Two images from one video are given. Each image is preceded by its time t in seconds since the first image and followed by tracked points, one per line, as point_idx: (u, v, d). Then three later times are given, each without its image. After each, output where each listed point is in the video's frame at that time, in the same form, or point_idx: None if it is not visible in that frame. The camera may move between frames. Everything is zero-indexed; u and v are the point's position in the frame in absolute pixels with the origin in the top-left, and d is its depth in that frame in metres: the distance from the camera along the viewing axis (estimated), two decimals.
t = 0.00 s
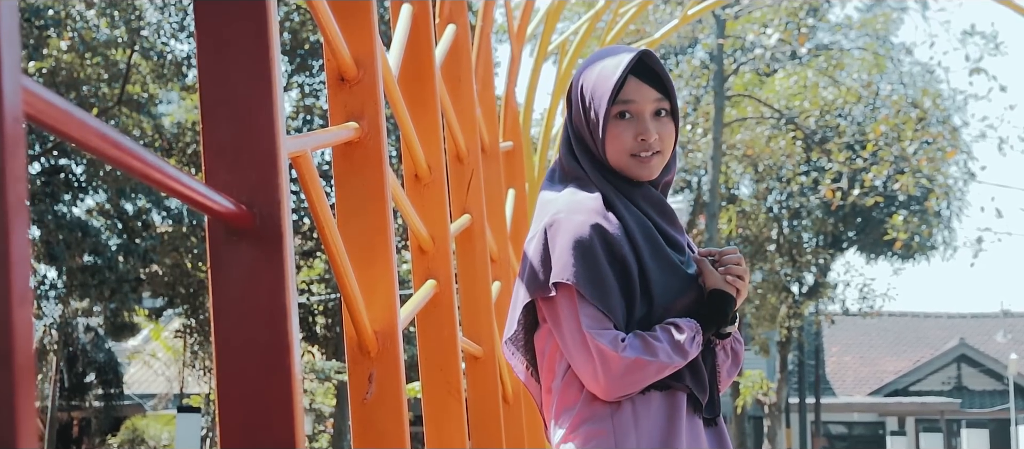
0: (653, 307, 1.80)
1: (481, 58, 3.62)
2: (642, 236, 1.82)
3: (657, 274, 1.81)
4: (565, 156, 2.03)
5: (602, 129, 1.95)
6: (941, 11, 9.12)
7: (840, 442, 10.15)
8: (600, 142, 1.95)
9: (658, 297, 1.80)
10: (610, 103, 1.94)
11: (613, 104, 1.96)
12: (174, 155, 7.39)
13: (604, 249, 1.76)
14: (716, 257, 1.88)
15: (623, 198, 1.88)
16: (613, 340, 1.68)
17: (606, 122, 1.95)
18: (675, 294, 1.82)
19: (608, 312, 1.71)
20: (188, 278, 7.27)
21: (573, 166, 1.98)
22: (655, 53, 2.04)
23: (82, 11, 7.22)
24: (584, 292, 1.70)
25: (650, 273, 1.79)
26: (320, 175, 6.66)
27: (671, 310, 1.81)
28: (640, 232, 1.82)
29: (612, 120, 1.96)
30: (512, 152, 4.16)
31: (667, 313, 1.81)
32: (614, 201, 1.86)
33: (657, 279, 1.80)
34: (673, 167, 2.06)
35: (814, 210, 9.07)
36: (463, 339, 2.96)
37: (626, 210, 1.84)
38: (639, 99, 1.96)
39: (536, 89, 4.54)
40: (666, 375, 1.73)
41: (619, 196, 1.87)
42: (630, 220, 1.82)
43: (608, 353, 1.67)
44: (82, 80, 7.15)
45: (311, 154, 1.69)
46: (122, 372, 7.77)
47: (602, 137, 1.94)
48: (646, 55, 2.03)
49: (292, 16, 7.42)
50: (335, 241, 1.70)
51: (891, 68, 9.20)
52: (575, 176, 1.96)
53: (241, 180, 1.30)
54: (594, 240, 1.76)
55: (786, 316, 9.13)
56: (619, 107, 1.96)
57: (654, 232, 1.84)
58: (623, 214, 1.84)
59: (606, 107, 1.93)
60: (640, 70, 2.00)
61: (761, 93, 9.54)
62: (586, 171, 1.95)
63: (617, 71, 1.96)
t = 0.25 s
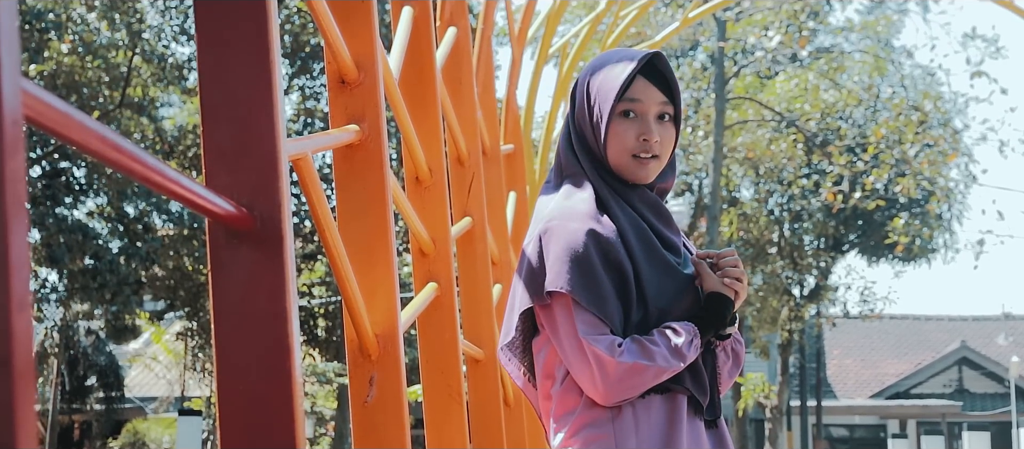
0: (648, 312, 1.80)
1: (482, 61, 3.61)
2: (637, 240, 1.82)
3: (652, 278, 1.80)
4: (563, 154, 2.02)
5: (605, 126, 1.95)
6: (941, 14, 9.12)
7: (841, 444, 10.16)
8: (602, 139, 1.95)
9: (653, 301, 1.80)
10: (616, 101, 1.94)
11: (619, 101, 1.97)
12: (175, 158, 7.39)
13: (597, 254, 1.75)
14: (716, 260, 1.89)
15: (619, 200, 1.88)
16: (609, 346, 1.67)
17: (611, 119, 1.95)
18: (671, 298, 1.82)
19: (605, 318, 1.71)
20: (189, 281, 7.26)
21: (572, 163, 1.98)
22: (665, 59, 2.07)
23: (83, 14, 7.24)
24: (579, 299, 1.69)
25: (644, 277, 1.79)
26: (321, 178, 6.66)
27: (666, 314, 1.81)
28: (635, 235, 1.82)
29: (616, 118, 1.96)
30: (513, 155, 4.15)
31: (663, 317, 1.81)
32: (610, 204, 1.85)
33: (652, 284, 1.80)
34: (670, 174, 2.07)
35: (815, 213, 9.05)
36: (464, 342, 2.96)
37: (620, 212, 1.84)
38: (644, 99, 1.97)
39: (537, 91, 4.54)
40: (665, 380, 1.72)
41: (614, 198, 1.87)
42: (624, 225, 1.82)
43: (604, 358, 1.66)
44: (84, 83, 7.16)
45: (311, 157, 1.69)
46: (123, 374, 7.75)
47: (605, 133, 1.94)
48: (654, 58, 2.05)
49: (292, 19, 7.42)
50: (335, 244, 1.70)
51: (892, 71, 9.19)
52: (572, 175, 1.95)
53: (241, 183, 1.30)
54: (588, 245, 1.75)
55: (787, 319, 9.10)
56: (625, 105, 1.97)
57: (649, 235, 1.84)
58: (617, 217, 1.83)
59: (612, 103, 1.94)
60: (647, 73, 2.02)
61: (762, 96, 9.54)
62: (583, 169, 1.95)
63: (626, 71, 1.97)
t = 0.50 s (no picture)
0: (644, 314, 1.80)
1: (482, 62, 3.61)
2: (633, 241, 1.82)
3: (646, 279, 1.80)
4: (563, 152, 2.02)
5: (607, 125, 1.95)
6: (942, 15, 9.11)
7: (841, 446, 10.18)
8: (603, 138, 1.95)
9: (649, 302, 1.80)
10: (620, 100, 1.94)
11: (623, 100, 1.97)
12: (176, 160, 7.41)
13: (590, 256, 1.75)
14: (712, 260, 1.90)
15: (615, 201, 1.88)
16: (605, 348, 1.67)
17: (614, 117, 1.95)
18: (666, 299, 1.82)
19: (600, 320, 1.71)
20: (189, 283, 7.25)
21: (571, 161, 1.97)
22: (671, 60, 2.07)
23: (83, 16, 7.26)
24: (574, 303, 1.69)
25: (638, 278, 1.79)
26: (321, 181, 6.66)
27: (661, 315, 1.81)
28: (629, 237, 1.82)
29: (619, 117, 1.96)
30: (513, 157, 4.14)
31: (659, 319, 1.81)
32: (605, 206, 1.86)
33: (647, 285, 1.80)
34: (669, 179, 2.07)
35: (817, 215, 9.01)
36: (464, 343, 2.96)
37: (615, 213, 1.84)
38: (649, 99, 1.97)
39: (538, 93, 4.53)
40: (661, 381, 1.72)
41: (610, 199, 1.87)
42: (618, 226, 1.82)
43: (600, 360, 1.66)
44: (85, 84, 7.18)
45: (312, 158, 1.69)
46: (123, 376, 7.75)
47: (606, 132, 1.94)
48: (660, 59, 2.06)
49: (292, 21, 7.42)
50: (336, 245, 1.69)
51: (892, 72, 9.19)
52: (570, 173, 1.95)
53: (241, 185, 1.29)
54: (583, 247, 1.75)
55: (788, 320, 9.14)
56: (628, 104, 1.97)
57: (644, 236, 1.84)
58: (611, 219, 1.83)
59: (616, 102, 1.94)
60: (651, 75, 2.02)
61: (763, 98, 9.53)
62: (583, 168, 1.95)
63: (631, 71, 1.97)
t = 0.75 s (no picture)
0: (640, 316, 1.79)
1: (483, 64, 3.61)
2: (629, 243, 1.82)
3: (642, 282, 1.80)
4: (563, 152, 2.02)
5: (608, 125, 1.95)
6: (943, 18, 9.12)
7: None
8: (603, 139, 1.95)
9: (645, 305, 1.80)
10: (622, 102, 1.94)
11: (625, 102, 1.97)
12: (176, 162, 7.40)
13: (584, 259, 1.75)
14: (709, 261, 1.88)
15: (612, 203, 1.88)
16: (601, 352, 1.67)
17: (615, 118, 1.95)
18: (662, 302, 1.82)
19: (595, 324, 1.71)
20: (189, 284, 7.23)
21: (571, 162, 1.97)
22: (675, 65, 2.07)
23: (84, 18, 7.25)
24: (568, 308, 1.69)
25: (634, 281, 1.79)
26: (322, 182, 6.66)
27: (656, 318, 1.81)
28: (625, 239, 1.82)
29: (620, 119, 1.96)
30: (514, 159, 4.14)
31: (656, 321, 1.81)
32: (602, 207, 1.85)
33: (644, 288, 1.80)
34: (668, 184, 2.07)
35: (817, 217, 9.04)
36: (464, 345, 2.96)
37: (611, 214, 1.84)
38: (651, 102, 1.97)
39: (538, 95, 4.52)
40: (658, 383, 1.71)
41: (608, 202, 1.87)
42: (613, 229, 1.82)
43: (596, 364, 1.66)
44: (87, 86, 7.19)
45: (311, 160, 1.69)
46: (123, 378, 7.75)
47: (607, 133, 1.94)
48: (664, 63, 2.06)
49: (293, 23, 7.43)
50: (335, 246, 1.69)
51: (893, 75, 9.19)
52: (568, 173, 1.95)
53: (241, 187, 1.29)
54: (577, 252, 1.75)
55: (788, 323, 9.14)
56: (630, 106, 1.97)
57: (641, 239, 1.84)
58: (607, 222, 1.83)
59: (618, 103, 1.94)
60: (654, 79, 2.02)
61: (763, 101, 9.52)
62: (583, 170, 1.95)
63: (634, 73, 1.97)
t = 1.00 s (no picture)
0: (637, 318, 1.79)
1: (484, 66, 3.60)
2: (626, 245, 1.82)
3: (639, 284, 1.80)
4: (564, 151, 2.02)
5: (610, 126, 1.95)
6: (944, 22, 9.12)
7: None
8: (604, 140, 1.95)
9: (641, 306, 1.80)
10: (625, 103, 1.94)
11: (628, 103, 1.96)
12: (177, 163, 7.38)
13: (579, 261, 1.75)
14: (707, 262, 1.87)
15: (611, 204, 1.88)
16: (597, 356, 1.67)
17: (617, 119, 1.95)
18: (660, 303, 1.82)
19: (591, 328, 1.71)
20: (190, 286, 7.23)
21: (571, 163, 1.97)
22: (680, 67, 2.06)
23: (86, 18, 7.24)
24: (563, 312, 1.69)
25: (630, 283, 1.78)
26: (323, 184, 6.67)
27: (654, 319, 1.80)
28: (622, 240, 1.81)
29: (623, 120, 1.96)
30: (514, 161, 4.14)
31: (653, 323, 1.80)
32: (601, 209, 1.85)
33: (642, 290, 1.80)
34: (667, 186, 2.06)
35: (818, 220, 9.04)
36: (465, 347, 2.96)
37: (609, 216, 1.84)
38: (654, 104, 1.97)
39: (538, 98, 4.52)
40: (656, 386, 1.70)
41: (607, 204, 1.87)
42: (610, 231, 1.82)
43: (591, 368, 1.66)
44: (89, 87, 7.18)
45: (312, 161, 1.68)
46: (123, 379, 7.74)
47: (609, 133, 1.94)
48: (668, 66, 2.05)
49: (294, 25, 7.43)
50: (335, 248, 1.68)
51: (894, 78, 9.19)
52: (568, 174, 1.95)
53: (241, 188, 1.29)
54: (572, 256, 1.75)
55: (789, 326, 9.13)
56: (633, 108, 1.96)
57: (638, 240, 1.83)
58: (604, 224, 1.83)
59: (621, 103, 1.93)
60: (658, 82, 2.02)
61: (764, 104, 9.50)
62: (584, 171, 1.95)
63: (638, 75, 1.96)
